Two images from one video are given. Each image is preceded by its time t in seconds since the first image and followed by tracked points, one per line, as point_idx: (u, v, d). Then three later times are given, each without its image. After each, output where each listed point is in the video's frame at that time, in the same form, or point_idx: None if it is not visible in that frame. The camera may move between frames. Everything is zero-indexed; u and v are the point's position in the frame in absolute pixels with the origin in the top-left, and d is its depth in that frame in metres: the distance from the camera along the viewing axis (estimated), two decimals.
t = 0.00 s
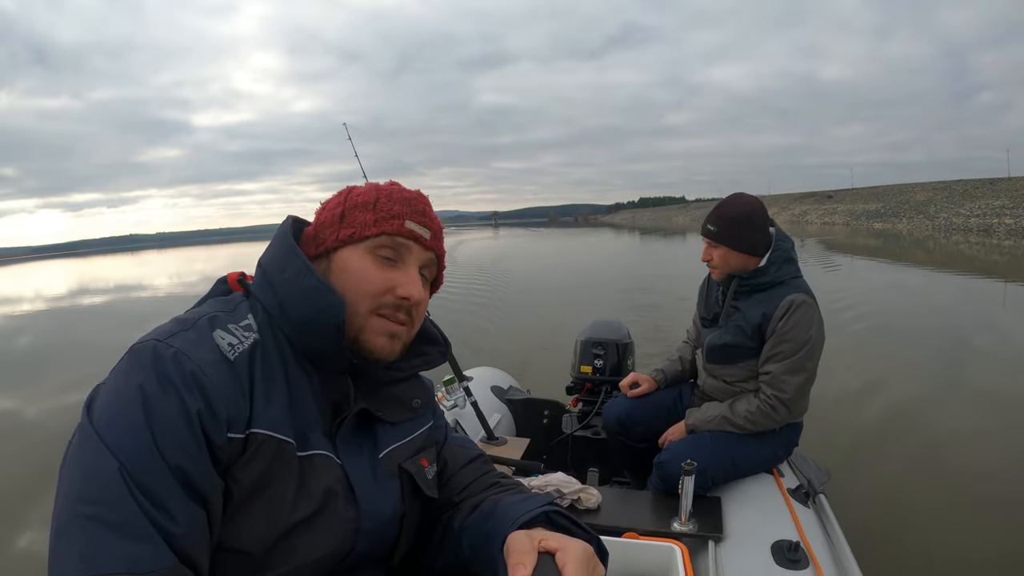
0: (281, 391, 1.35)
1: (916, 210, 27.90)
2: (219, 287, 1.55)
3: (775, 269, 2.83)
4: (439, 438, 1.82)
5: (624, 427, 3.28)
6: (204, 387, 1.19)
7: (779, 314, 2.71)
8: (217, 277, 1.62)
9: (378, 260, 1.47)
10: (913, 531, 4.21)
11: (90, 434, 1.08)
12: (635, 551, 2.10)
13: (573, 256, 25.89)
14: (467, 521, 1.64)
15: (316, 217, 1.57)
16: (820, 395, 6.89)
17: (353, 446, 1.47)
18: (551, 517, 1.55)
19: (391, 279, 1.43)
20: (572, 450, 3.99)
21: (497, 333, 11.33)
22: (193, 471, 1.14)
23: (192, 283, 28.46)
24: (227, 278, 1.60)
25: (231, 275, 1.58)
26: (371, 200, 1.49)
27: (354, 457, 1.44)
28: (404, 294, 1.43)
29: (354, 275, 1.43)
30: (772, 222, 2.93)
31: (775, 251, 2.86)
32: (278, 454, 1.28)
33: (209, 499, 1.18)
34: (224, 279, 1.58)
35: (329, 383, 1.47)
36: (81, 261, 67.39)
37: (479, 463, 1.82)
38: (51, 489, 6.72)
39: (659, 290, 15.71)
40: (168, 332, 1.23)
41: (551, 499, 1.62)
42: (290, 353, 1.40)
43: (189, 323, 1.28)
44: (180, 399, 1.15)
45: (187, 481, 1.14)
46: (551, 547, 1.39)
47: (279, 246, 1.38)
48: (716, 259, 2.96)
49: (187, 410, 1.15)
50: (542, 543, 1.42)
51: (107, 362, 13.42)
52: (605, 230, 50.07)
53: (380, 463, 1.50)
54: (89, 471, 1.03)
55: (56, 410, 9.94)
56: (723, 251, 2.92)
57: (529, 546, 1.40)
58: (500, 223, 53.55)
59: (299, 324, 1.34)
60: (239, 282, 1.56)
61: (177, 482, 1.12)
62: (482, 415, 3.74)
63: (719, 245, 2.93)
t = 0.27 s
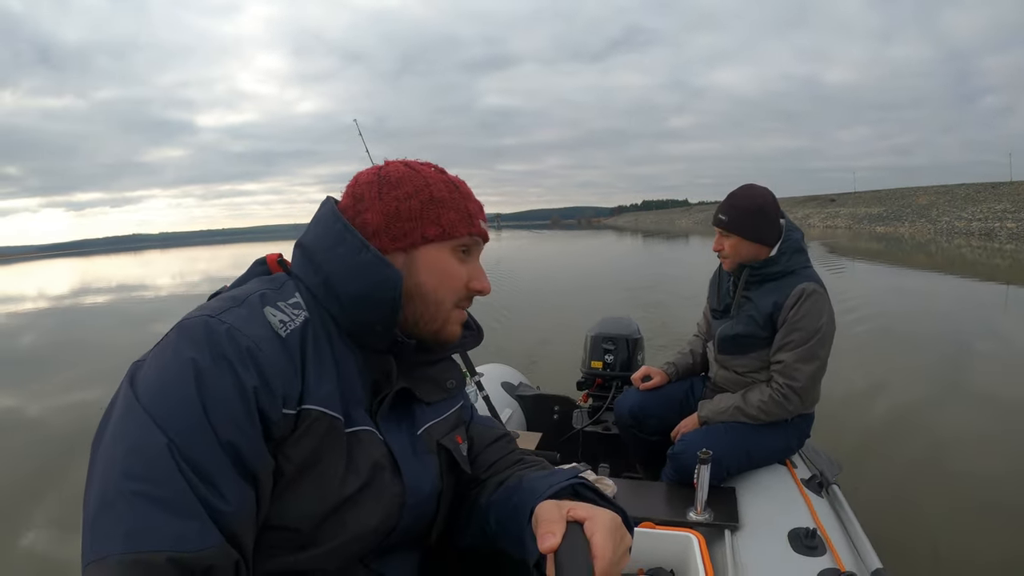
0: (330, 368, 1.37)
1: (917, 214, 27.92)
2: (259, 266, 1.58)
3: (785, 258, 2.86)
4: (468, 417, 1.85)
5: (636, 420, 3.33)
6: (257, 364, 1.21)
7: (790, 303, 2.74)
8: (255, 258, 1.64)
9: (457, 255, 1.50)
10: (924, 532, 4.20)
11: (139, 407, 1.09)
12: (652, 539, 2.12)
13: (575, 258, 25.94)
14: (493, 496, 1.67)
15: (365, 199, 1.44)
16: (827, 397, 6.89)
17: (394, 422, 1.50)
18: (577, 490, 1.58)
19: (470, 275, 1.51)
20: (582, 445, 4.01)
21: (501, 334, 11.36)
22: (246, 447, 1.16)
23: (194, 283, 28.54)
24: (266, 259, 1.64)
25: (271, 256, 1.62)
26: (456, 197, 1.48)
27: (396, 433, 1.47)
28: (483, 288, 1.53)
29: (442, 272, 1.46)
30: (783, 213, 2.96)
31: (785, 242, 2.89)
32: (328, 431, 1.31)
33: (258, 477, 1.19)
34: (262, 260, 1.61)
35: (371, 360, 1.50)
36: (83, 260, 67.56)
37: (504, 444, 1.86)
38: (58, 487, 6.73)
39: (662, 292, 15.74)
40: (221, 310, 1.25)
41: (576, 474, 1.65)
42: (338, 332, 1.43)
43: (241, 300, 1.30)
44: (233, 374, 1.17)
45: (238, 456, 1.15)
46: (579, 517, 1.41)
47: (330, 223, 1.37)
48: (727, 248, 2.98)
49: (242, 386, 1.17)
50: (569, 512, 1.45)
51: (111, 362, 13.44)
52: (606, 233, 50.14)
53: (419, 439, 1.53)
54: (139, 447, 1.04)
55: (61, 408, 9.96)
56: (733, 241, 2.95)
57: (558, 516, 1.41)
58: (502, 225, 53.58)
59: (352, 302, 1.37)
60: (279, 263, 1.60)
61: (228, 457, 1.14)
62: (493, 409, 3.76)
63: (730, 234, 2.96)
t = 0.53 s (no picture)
0: (342, 369, 1.39)
1: (920, 217, 27.87)
2: (271, 266, 1.60)
3: (789, 262, 2.87)
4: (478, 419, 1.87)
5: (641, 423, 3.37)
6: (270, 364, 1.23)
7: (794, 306, 2.75)
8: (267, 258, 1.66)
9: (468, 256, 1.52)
10: (930, 535, 4.18)
11: (151, 406, 1.10)
12: (657, 541, 2.14)
13: (578, 262, 25.95)
14: (503, 501, 1.69)
15: (375, 202, 1.46)
16: (831, 401, 6.87)
17: (407, 424, 1.51)
18: (586, 499, 1.59)
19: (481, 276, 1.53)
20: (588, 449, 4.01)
21: (504, 338, 11.37)
22: (258, 446, 1.17)
23: (197, 286, 28.62)
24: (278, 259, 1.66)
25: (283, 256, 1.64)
26: (467, 198, 1.49)
27: (408, 435, 1.49)
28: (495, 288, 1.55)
29: (454, 273, 1.47)
30: (785, 217, 2.97)
31: (789, 245, 2.90)
32: (340, 431, 1.32)
33: (269, 477, 1.20)
34: (275, 260, 1.63)
35: (383, 362, 1.52)
36: (87, 263, 67.80)
37: (515, 446, 1.87)
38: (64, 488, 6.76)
39: (665, 296, 15.74)
40: (234, 310, 1.27)
41: (586, 481, 1.65)
42: (350, 334, 1.45)
43: (253, 301, 1.32)
44: (245, 374, 1.18)
45: (249, 455, 1.17)
46: (587, 528, 1.42)
47: (343, 222, 1.39)
48: (730, 253, 3.03)
49: (254, 385, 1.18)
50: (578, 522, 1.46)
51: (116, 365, 13.49)
52: (609, 237, 50.16)
53: (431, 442, 1.55)
54: (150, 447, 1.06)
55: (66, 410, 9.99)
56: (736, 246, 3.00)
57: (566, 526, 1.43)
58: (505, 229, 53.65)
59: (365, 303, 1.39)
60: (292, 262, 1.61)
61: (240, 456, 1.15)
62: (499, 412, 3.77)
63: (733, 239, 3.00)
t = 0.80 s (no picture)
0: (320, 362, 1.41)
1: (923, 221, 27.79)
2: (257, 264, 1.63)
3: (782, 264, 2.87)
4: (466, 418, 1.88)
5: (636, 424, 3.38)
6: (244, 355, 1.25)
7: (787, 308, 2.75)
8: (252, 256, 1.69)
9: (412, 231, 1.51)
10: (927, 539, 4.15)
11: (129, 396, 1.12)
12: (646, 541, 2.14)
13: (580, 266, 25.95)
14: (488, 502, 1.69)
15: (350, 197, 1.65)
16: (831, 404, 6.84)
17: (388, 421, 1.53)
18: (568, 506, 1.59)
19: (423, 250, 1.48)
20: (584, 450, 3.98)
21: (505, 342, 11.38)
22: (232, 436, 1.19)
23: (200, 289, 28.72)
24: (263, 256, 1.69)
25: (268, 253, 1.67)
26: (414, 178, 1.54)
27: (389, 431, 1.50)
28: (437, 264, 1.47)
29: (387, 244, 1.48)
30: (779, 219, 2.98)
31: (782, 247, 2.91)
32: (316, 424, 1.33)
33: (244, 467, 1.22)
34: (261, 257, 1.66)
35: (363, 358, 1.54)
36: (92, 267, 68.12)
37: (502, 445, 1.88)
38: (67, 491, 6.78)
39: (666, 300, 15.72)
40: (211, 304, 1.30)
41: (569, 487, 1.66)
42: (328, 327, 1.47)
43: (231, 296, 1.35)
44: (219, 364, 1.20)
45: (224, 445, 1.18)
46: (566, 535, 1.43)
47: (321, 223, 1.43)
48: (724, 255, 3.03)
49: (228, 377, 1.20)
50: (557, 529, 1.47)
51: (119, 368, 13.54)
52: (611, 241, 50.13)
53: (412, 438, 1.56)
54: (126, 435, 1.07)
55: (68, 413, 10.02)
56: (730, 249, 3.00)
57: (545, 534, 1.43)
58: (510, 233, 53.69)
59: (341, 297, 1.41)
60: (277, 259, 1.64)
61: (215, 446, 1.17)
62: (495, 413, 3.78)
63: (727, 241, 3.00)
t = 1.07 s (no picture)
0: (302, 355, 1.42)
1: (926, 222, 27.70)
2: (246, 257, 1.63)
3: (775, 263, 2.87)
4: (449, 414, 1.89)
5: (629, 423, 3.38)
6: (226, 346, 1.25)
7: (779, 307, 2.75)
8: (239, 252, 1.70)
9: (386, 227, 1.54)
10: (923, 538, 4.13)
11: (114, 383, 1.13)
12: (634, 539, 2.12)
13: (582, 269, 25.95)
14: (469, 499, 1.70)
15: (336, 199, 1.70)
16: (831, 404, 6.81)
17: (368, 415, 1.53)
18: (544, 504, 1.59)
19: (396, 246, 1.50)
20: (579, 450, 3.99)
21: (506, 345, 11.37)
22: (212, 424, 1.19)
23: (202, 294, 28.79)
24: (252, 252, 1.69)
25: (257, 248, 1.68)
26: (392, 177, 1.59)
27: (369, 425, 1.51)
28: (407, 257, 1.49)
29: (359, 240, 1.52)
30: (773, 218, 2.98)
31: (775, 246, 2.90)
32: (297, 415, 1.34)
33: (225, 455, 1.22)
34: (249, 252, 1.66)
35: (346, 352, 1.55)
36: (96, 271, 68.40)
37: (486, 441, 1.88)
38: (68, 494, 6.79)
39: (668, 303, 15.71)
40: (195, 296, 1.31)
41: (546, 485, 1.66)
42: (311, 321, 1.47)
43: (216, 288, 1.36)
44: (201, 354, 1.21)
45: (205, 433, 1.18)
46: (540, 534, 1.42)
47: (305, 222, 1.45)
48: (718, 254, 3.02)
49: (209, 366, 1.21)
50: (531, 528, 1.46)
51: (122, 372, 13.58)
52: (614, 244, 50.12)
53: (393, 433, 1.57)
54: (110, 420, 1.08)
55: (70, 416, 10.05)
56: (724, 248, 2.99)
57: (519, 532, 1.42)
58: (513, 237, 53.75)
59: (323, 291, 1.42)
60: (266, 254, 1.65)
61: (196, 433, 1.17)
62: (490, 413, 3.78)
63: (722, 241, 3.00)
